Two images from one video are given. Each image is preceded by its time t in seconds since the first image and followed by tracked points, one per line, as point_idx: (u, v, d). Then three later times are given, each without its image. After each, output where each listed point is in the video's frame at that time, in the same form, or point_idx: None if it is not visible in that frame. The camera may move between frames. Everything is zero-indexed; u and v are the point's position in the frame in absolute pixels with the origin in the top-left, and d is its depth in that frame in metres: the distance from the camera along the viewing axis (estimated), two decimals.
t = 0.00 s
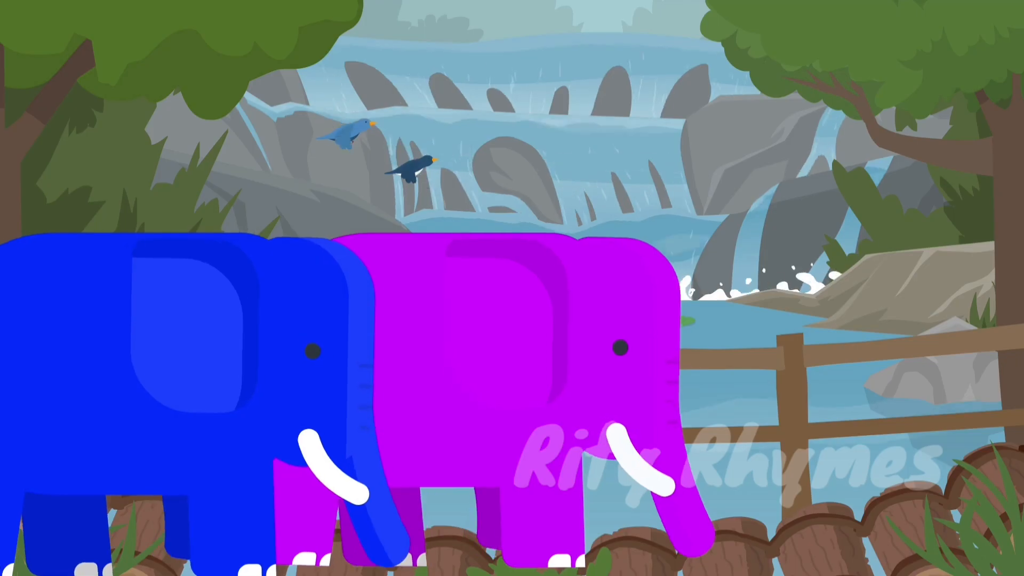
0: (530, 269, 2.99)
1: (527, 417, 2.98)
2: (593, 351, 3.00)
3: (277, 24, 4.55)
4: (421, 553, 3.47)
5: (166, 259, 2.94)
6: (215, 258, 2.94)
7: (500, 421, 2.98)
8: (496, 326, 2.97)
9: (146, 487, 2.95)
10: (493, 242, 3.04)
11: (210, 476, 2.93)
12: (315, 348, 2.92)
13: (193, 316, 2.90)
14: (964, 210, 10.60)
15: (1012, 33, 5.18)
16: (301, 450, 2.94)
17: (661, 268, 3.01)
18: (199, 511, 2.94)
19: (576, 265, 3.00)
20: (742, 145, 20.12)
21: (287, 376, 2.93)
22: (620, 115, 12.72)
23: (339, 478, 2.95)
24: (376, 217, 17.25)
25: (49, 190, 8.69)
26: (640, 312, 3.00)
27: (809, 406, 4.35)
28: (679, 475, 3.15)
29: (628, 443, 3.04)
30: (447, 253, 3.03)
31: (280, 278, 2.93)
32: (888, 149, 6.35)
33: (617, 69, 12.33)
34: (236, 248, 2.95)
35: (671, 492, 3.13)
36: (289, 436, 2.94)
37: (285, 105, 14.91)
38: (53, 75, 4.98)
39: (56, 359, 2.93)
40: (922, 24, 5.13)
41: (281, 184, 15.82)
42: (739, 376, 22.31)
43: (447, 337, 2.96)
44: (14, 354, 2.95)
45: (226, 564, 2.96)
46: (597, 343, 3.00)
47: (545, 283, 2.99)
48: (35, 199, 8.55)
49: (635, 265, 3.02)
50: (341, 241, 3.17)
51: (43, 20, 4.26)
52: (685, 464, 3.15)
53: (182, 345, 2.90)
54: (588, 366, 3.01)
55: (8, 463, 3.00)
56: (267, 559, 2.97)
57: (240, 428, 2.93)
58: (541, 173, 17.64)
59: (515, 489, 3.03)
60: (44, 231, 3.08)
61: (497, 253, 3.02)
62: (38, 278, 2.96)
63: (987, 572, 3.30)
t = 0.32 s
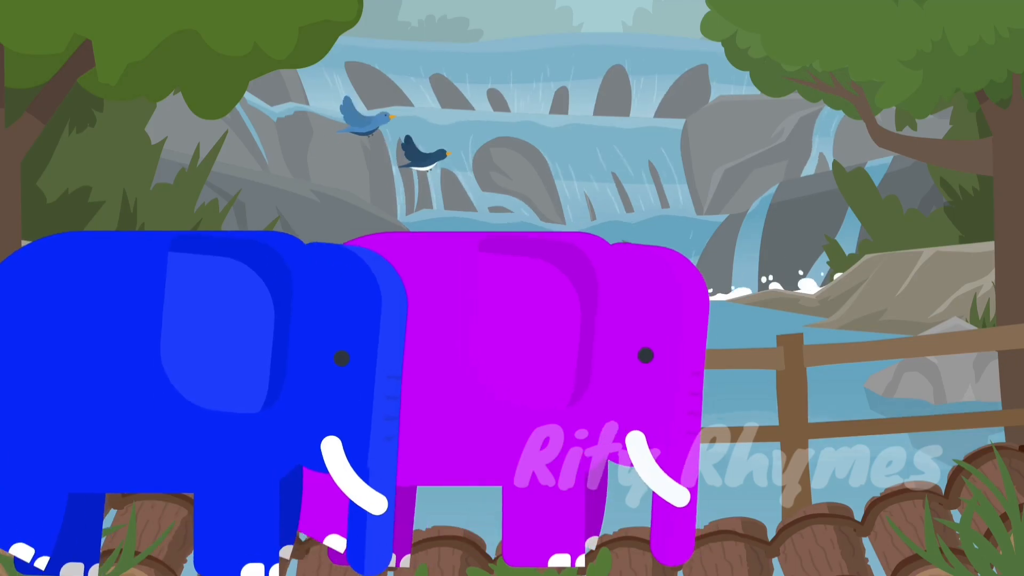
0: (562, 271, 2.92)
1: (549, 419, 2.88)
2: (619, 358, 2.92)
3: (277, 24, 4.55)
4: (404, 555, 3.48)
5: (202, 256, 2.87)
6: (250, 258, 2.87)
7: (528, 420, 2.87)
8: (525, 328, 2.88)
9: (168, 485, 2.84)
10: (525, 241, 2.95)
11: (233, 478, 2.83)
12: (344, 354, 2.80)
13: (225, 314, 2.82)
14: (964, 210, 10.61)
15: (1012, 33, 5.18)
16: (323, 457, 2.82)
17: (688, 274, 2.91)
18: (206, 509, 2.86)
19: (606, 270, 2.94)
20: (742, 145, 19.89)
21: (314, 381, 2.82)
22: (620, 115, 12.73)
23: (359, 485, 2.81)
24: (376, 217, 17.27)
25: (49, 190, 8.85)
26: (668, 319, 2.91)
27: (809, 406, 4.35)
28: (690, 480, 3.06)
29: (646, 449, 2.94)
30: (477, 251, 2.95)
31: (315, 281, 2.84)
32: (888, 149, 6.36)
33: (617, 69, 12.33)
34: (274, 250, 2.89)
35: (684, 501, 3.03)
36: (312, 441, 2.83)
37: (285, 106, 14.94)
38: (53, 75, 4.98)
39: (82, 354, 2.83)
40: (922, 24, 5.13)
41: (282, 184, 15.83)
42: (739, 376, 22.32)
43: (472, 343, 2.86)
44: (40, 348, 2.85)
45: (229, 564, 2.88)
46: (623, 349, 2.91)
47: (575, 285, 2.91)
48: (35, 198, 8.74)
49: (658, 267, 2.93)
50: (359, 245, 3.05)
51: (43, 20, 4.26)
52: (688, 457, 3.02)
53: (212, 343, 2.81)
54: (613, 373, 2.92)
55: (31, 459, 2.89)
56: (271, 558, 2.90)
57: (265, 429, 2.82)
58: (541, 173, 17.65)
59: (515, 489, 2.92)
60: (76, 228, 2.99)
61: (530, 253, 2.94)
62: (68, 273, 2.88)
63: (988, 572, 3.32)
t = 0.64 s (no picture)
0: (586, 272, 3.03)
1: (576, 416, 2.99)
2: (645, 353, 3.00)
3: (277, 24, 4.56)
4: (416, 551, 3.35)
5: (225, 256, 2.99)
6: (278, 258, 2.99)
7: (545, 419, 2.99)
8: (549, 326, 2.99)
9: (207, 485, 2.96)
10: (546, 242, 3.07)
11: (271, 472, 2.94)
12: (374, 349, 2.90)
13: (253, 313, 2.95)
14: (964, 210, 10.62)
15: (1012, 33, 5.18)
16: (357, 451, 2.92)
17: (715, 273, 3.04)
18: (223, 507, 2.97)
19: (629, 267, 3.04)
20: (742, 147, 19.75)
21: (344, 376, 2.92)
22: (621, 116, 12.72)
23: (390, 477, 2.92)
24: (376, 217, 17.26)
25: (49, 190, 8.91)
26: (691, 312, 3.01)
27: (809, 406, 4.35)
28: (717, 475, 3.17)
29: (676, 445, 3.03)
30: (499, 253, 3.05)
31: (340, 278, 2.96)
32: (887, 149, 6.37)
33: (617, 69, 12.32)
34: (300, 249, 3.00)
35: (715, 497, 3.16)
36: (346, 436, 2.93)
37: (285, 106, 14.93)
38: (52, 75, 4.98)
39: (114, 357, 2.95)
40: (923, 24, 5.13)
41: (282, 185, 15.79)
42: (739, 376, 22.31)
43: (497, 340, 2.97)
44: (73, 353, 2.97)
45: (245, 564, 2.99)
46: (649, 346, 3.00)
47: (597, 283, 3.02)
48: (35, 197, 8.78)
49: (685, 265, 3.04)
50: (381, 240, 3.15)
51: (43, 20, 4.26)
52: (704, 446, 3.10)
53: (240, 342, 2.93)
54: (639, 367, 3.01)
55: (72, 464, 3.01)
56: (287, 559, 3.01)
57: (294, 427, 2.93)
58: (542, 173, 17.52)
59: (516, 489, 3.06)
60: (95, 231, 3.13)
61: (552, 253, 3.05)
62: (98, 278, 3.00)
63: (987, 572, 3.31)
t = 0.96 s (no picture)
0: (610, 272, 3.07)
1: (605, 415, 3.04)
2: (671, 350, 3.05)
3: (277, 24, 4.55)
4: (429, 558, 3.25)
5: (251, 257, 3.08)
6: (305, 257, 3.09)
7: (570, 418, 3.03)
8: (574, 324, 3.02)
9: (244, 484, 3.05)
10: (568, 242, 3.10)
11: (308, 469, 3.04)
12: (403, 345, 2.99)
13: (283, 312, 3.04)
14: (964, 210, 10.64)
15: (1012, 33, 5.18)
16: (390, 447, 3.02)
17: (739, 269, 3.09)
18: (257, 507, 3.08)
19: (651, 264, 3.09)
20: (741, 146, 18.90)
21: (375, 372, 3.01)
22: (621, 116, 12.71)
23: (428, 474, 3.00)
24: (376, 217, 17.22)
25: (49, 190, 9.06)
26: (718, 310, 3.06)
27: (809, 406, 4.35)
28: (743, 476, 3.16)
29: (704, 439, 3.07)
30: (522, 256, 3.06)
31: (368, 275, 3.05)
32: (887, 149, 6.37)
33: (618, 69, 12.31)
34: (328, 247, 3.11)
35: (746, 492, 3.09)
36: (378, 433, 3.03)
37: (285, 106, 14.91)
38: (53, 75, 4.98)
39: (144, 359, 3.02)
40: (922, 24, 5.13)
41: (281, 185, 15.76)
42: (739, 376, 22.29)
43: (525, 341, 2.98)
44: (109, 358, 3.04)
45: (275, 555, 3.11)
46: (675, 342, 3.04)
47: (622, 283, 3.06)
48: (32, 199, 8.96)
49: (710, 264, 3.08)
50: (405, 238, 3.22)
51: (43, 20, 4.27)
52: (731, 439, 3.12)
53: (272, 340, 3.03)
54: (666, 365, 3.05)
55: (109, 467, 3.10)
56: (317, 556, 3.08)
57: (326, 424, 3.03)
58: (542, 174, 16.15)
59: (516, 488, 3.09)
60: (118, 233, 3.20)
61: (576, 252, 3.09)
62: (125, 281, 3.06)
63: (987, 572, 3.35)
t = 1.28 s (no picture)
0: (634, 274, 3.17)
1: (626, 416, 3.13)
2: (693, 352, 3.15)
3: (278, 24, 4.55)
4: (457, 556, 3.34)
5: (278, 255, 3.11)
6: (330, 257, 3.11)
7: (582, 415, 3.12)
8: (597, 325, 3.12)
9: (266, 482, 3.09)
10: (593, 242, 3.22)
11: (315, 468, 3.07)
12: (429, 348, 3.01)
13: (307, 312, 3.05)
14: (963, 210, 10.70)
15: (1012, 33, 5.18)
16: (413, 450, 3.04)
17: (759, 267, 3.19)
18: (300, 500, 3.14)
19: (675, 266, 3.19)
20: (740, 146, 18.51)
21: (400, 374, 3.03)
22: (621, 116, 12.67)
23: (446, 475, 3.04)
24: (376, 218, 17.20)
25: (49, 191, 9.22)
26: (741, 313, 3.16)
27: (808, 406, 4.35)
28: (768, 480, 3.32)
29: (724, 443, 3.19)
30: (536, 253, 3.21)
31: (394, 276, 3.06)
32: (888, 149, 6.37)
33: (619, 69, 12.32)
34: (354, 247, 3.13)
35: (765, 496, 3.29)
36: (402, 435, 3.04)
37: (285, 106, 14.89)
38: (53, 75, 4.97)
39: (168, 356, 3.05)
40: (923, 24, 5.13)
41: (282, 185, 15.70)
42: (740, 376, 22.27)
43: (536, 342, 3.09)
44: (135, 356, 3.07)
45: (315, 545, 3.16)
46: (697, 345, 3.15)
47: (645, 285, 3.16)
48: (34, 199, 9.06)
49: (732, 263, 3.19)
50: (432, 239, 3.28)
51: (43, 20, 4.28)
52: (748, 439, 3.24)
53: (295, 340, 3.04)
54: (688, 365, 3.15)
55: (128, 464, 3.12)
56: (357, 545, 3.17)
57: (348, 424, 3.06)
58: (542, 174, 16.19)
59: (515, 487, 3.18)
60: (146, 230, 3.22)
61: (597, 254, 3.20)
62: (160, 275, 3.09)
63: (987, 572, 3.35)
